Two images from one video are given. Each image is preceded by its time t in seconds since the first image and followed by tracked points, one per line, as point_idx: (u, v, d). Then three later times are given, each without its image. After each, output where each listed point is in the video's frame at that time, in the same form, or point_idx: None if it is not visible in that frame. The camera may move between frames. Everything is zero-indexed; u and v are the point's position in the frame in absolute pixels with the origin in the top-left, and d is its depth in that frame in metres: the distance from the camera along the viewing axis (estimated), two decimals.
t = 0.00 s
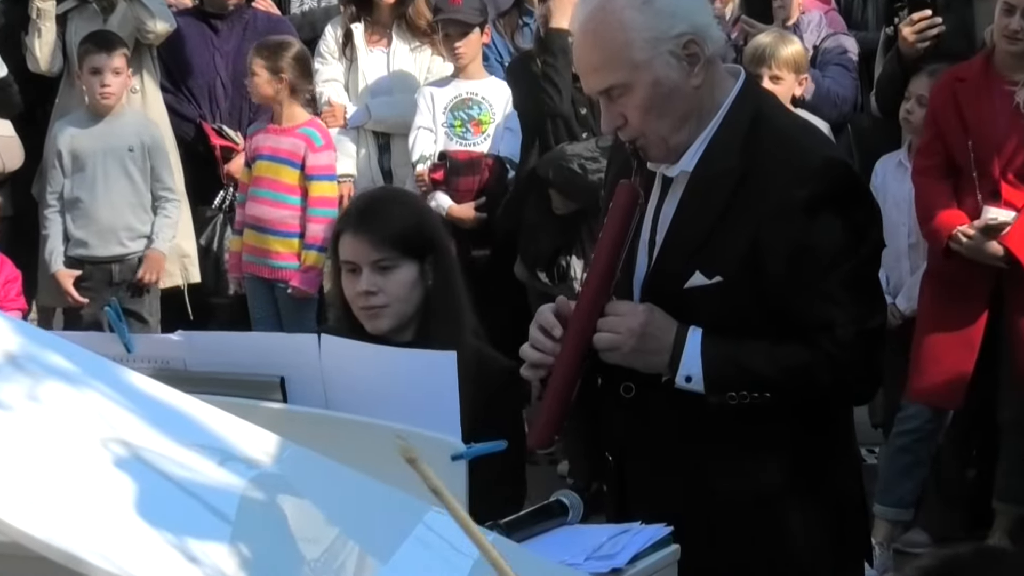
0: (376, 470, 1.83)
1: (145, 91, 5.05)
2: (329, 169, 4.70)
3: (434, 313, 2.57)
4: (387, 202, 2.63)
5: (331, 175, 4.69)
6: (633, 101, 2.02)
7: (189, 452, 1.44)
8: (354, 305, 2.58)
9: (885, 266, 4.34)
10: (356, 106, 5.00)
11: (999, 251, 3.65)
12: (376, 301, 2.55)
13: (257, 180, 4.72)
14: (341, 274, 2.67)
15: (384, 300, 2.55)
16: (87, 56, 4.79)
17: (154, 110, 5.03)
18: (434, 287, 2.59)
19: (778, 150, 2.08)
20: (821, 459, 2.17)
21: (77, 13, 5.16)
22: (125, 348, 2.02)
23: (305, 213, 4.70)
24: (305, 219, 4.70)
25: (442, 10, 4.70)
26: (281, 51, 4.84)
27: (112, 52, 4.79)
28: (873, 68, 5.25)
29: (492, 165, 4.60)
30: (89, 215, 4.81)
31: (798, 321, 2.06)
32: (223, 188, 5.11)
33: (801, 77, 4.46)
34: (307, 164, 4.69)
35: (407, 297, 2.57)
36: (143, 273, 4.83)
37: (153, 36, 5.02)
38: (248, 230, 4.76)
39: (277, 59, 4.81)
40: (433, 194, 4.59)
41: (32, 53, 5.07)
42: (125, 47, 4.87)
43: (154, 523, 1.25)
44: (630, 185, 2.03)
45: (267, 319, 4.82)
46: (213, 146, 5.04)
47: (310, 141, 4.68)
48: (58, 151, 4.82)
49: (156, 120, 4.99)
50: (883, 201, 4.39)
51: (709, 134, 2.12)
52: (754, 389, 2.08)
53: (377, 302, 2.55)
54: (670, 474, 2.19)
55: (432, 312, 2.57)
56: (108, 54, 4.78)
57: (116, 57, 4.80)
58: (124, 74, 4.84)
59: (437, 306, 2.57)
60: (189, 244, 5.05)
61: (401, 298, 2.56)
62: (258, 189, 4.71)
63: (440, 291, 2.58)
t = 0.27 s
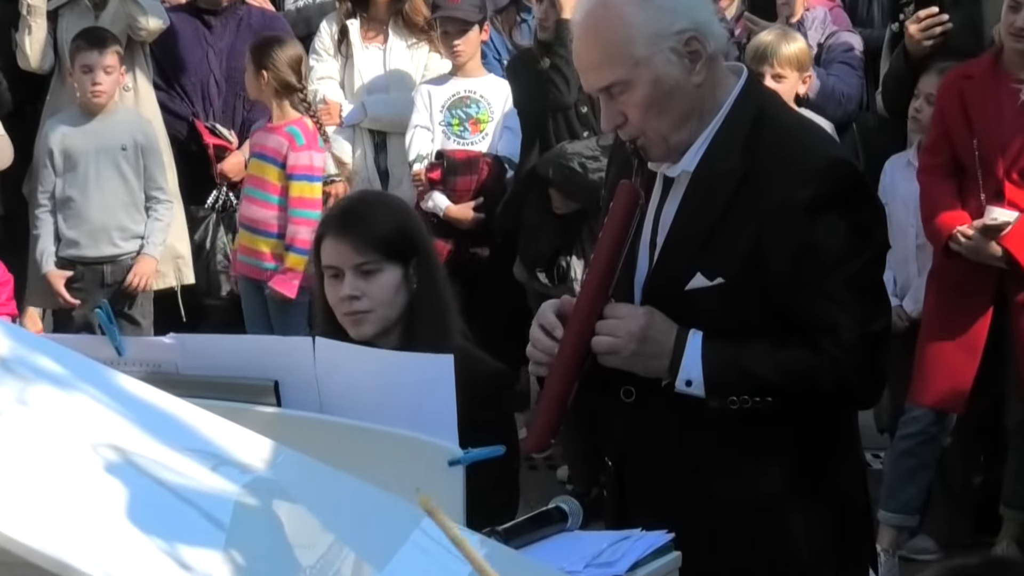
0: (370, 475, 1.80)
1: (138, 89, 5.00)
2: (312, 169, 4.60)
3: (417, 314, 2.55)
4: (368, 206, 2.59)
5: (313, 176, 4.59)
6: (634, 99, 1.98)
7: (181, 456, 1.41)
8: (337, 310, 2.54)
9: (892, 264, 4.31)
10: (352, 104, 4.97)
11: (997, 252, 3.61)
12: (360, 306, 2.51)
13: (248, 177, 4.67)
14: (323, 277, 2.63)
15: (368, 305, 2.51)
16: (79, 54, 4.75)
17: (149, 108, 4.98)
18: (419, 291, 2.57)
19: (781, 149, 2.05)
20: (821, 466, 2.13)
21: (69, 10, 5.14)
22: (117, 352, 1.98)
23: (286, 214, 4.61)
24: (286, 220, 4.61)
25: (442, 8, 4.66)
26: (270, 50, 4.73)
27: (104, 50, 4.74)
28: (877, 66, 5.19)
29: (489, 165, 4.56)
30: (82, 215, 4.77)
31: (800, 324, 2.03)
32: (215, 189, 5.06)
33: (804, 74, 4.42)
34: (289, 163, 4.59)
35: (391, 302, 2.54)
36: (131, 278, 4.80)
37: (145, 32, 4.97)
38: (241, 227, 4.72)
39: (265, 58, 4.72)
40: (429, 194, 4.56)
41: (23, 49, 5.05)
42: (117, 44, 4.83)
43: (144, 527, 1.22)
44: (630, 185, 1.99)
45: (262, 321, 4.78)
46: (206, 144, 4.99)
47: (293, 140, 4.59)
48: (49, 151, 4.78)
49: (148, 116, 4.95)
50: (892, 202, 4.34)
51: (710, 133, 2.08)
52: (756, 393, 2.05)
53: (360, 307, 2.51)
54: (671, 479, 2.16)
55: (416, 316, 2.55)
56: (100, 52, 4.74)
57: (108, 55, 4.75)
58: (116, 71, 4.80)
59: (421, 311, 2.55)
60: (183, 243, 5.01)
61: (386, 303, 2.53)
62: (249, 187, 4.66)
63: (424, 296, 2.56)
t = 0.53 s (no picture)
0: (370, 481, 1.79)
1: (139, 95, 5.02)
2: (306, 175, 4.60)
3: (414, 315, 2.55)
4: (364, 209, 2.59)
5: (305, 182, 4.59)
6: (635, 103, 1.98)
7: (182, 463, 1.41)
8: (334, 312, 2.54)
9: (894, 270, 4.32)
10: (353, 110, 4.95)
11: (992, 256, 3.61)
12: (355, 307, 2.50)
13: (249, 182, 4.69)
14: (319, 280, 2.62)
15: (363, 305, 2.51)
16: (80, 60, 4.75)
17: (149, 113, 5.00)
18: (415, 292, 2.57)
19: (782, 155, 2.05)
20: (823, 471, 2.14)
21: (70, 14, 5.13)
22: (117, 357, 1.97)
23: (278, 218, 4.62)
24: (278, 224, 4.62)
25: (443, 13, 4.67)
26: (270, 57, 4.73)
27: (105, 56, 4.74)
28: (878, 72, 5.19)
29: (490, 171, 4.55)
30: (82, 219, 4.76)
31: (801, 330, 2.03)
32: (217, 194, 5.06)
33: (805, 79, 4.43)
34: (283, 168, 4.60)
35: (387, 302, 2.53)
36: (136, 294, 4.82)
37: (148, 37, 4.99)
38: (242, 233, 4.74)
39: (266, 65, 4.73)
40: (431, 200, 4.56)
41: (25, 54, 5.03)
42: (119, 50, 4.83)
43: (144, 531, 1.22)
44: (631, 189, 2.00)
45: (261, 327, 4.76)
46: (206, 149, 4.98)
47: (288, 145, 4.60)
48: (51, 155, 4.77)
49: (149, 121, 4.97)
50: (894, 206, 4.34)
51: (711, 138, 2.08)
52: (757, 398, 2.05)
53: (356, 307, 2.50)
54: (672, 485, 2.17)
55: (413, 318, 2.55)
56: (100, 58, 4.73)
57: (109, 61, 4.74)
58: (118, 77, 4.79)
59: (417, 312, 2.55)
60: (184, 250, 5.01)
61: (382, 303, 2.52)
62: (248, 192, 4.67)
63: (420, 296, 2.56)
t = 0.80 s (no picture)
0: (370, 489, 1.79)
1: (142, 104, 5.01)
2: (311, 184, 4.58)
3: (410, 325, 2.55)
4: (358, 218, 2.59)
5: (311, 191, 4.58)
6: (638, 112, 1.98)
7: (184, 474, 1.41)
8: (328, 322, 2.54)
9: (896, 278, 4.34)
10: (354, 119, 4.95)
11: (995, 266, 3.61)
12: (350, 317, 2.50)
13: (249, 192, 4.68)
14: (314, 291, 2.62)
15: (358, 316, 2.51)
16: (80, 70, 4.74)
17: (151, 122, 4.99)
18: (410, 302, 2.57)
19: (785, 164, 2.05)
20: (821, 482, 2.13)
21: (73, 24, 5.08)
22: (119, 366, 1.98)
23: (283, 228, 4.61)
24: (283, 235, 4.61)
25: (444, 23, 4.68)
26: (270, 66, 4.73)
27: (105, 65, 4.74)
28: (878, 81, 5.20)
29: (492, 180, 4.55)
30: (84, 228, 4.76)
31: (803, 340, 2.03)
32: (218, 202, 5.06)
33: (807, 89, 4.43)
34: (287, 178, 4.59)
35: (382, 313, 2.53)
36: (136, 307, 4.83)
37: (152, 46, 4.95)
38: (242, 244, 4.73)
39: (265, 75, 4.72)
40: (432, 210, 4.56)
41: (28, 65, 4.97)
42: (120, 60, 4.81)
43: (141, 541, 1.22)
44: (635, 198, 2.00)
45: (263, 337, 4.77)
46: (207, 158, 4.99)
47: (292, 155, 4.58)
48: (52, 165, 4.76)
49: (150, 129, 4.96)
50: (898, 214, 4.34)
51: (714, 147, 2.08)
52: (761, 409, 2.05)
53: (351, 318, 2.50)
54: (673, 494, 2.17)
55: (409, 328, 2.55)
56: (100, 67, 4.73)
57: (109, 71, 4.74)
58: (118, 86, 4.79)
59: (413, 322, 2.55)
60: (185, 259, 5.00)
61: (377, 313, 2.52)
62: (250, 202, 4.66)
63: (415, 305, 2.56)
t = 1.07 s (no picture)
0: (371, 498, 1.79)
1: (140, 112, 5.00)
2: (312, 194, 4.60)
3: (403, 336, 2.55)
4: (348, 231, 2.58)
5: (312, 201, 4.59)
6: (644, 121, 1.98)
7: (185, 484, 1.41)
8: (320, 336, 2.55)
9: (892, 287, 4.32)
10: (352, 127, 4.97)
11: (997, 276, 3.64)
12: (343, 331, 2.51)
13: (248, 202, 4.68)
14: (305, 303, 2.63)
15: (350, 329, 2.52)
16: (77, 79, 4.74)
17: (149, 131, 4.98)
18: (402, 314, 2.57)
19: (787, 174, 2.06)
20: (819, 492, 2.12)
21: (71, 33, 5.06)
22: (116, 374, 1.98)
23: (284, 237, 4.61)
24: (284, 244, 4.62)
25: (443, 33, 4.70)
26: (269, 74, 4.74)
27: (101, 74, 4.73)
28: (874, 89, 5.21)
29: (490, 189, 4.56)
30: (82, 238, 4.76)
31: (805, 350, 2.04)
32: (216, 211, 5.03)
33: (806, 98, 4.44)
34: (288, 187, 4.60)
35: (374, 326, 2.53)
36: (135, 315, 4.84)
37: (150, 55, 4.95)
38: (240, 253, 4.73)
39: (261, 84, 4.72)
40: (430, 219, 4.58)
41: (26, 74, 4.95)
42: (117, 68, 4.81)
43: (141, 552, 1.21)
44: (639, 207, 2.00)
45: (262, 346, 4.77)
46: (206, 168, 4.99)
47: (292, 164, 4.60)
48: (49, 174, 4.75)
49: (149, 138, 4.95)
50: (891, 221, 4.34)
51: (715, 156, 2.08)
52: (763, 419, 2.05)
53: (344, 332, 2.51)
54: (672, 503, 2.17)
55: (401, 340, 2.55)
56: (97, 76, 4.72)
57: (105, 80, 4.73)
58: (115, 95, 4.79)
59: (405, 334, 2.55)
60: (182, 268, 5.01)
61: (370, 327, 2.53)
62: (249, 211, 4.66)
63: (408, 317, 2.56)
